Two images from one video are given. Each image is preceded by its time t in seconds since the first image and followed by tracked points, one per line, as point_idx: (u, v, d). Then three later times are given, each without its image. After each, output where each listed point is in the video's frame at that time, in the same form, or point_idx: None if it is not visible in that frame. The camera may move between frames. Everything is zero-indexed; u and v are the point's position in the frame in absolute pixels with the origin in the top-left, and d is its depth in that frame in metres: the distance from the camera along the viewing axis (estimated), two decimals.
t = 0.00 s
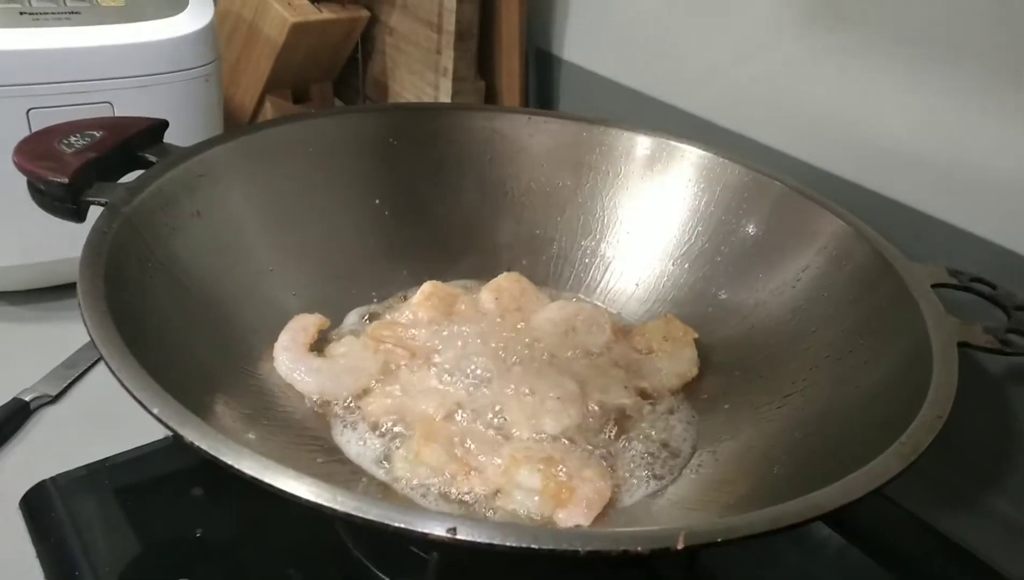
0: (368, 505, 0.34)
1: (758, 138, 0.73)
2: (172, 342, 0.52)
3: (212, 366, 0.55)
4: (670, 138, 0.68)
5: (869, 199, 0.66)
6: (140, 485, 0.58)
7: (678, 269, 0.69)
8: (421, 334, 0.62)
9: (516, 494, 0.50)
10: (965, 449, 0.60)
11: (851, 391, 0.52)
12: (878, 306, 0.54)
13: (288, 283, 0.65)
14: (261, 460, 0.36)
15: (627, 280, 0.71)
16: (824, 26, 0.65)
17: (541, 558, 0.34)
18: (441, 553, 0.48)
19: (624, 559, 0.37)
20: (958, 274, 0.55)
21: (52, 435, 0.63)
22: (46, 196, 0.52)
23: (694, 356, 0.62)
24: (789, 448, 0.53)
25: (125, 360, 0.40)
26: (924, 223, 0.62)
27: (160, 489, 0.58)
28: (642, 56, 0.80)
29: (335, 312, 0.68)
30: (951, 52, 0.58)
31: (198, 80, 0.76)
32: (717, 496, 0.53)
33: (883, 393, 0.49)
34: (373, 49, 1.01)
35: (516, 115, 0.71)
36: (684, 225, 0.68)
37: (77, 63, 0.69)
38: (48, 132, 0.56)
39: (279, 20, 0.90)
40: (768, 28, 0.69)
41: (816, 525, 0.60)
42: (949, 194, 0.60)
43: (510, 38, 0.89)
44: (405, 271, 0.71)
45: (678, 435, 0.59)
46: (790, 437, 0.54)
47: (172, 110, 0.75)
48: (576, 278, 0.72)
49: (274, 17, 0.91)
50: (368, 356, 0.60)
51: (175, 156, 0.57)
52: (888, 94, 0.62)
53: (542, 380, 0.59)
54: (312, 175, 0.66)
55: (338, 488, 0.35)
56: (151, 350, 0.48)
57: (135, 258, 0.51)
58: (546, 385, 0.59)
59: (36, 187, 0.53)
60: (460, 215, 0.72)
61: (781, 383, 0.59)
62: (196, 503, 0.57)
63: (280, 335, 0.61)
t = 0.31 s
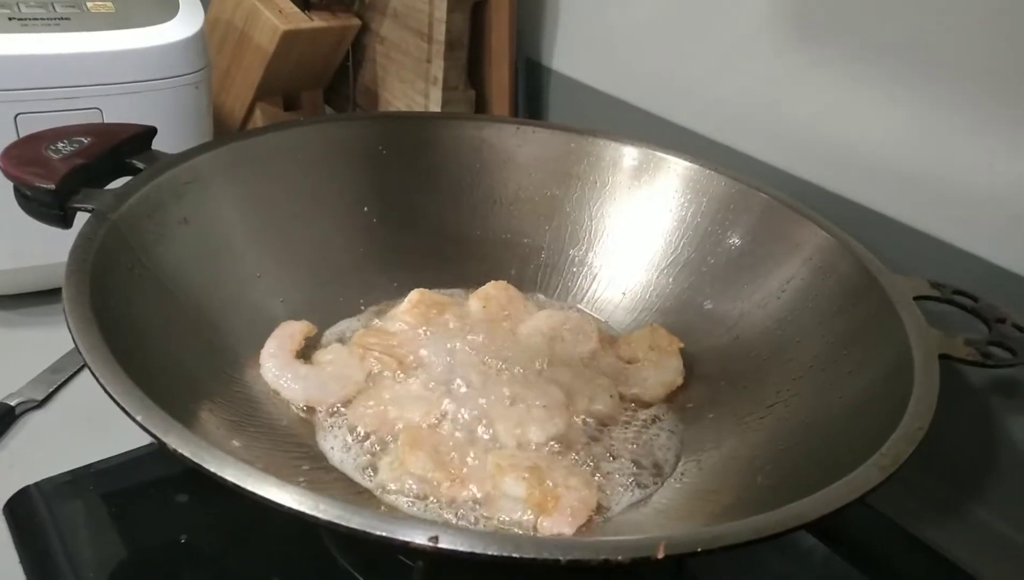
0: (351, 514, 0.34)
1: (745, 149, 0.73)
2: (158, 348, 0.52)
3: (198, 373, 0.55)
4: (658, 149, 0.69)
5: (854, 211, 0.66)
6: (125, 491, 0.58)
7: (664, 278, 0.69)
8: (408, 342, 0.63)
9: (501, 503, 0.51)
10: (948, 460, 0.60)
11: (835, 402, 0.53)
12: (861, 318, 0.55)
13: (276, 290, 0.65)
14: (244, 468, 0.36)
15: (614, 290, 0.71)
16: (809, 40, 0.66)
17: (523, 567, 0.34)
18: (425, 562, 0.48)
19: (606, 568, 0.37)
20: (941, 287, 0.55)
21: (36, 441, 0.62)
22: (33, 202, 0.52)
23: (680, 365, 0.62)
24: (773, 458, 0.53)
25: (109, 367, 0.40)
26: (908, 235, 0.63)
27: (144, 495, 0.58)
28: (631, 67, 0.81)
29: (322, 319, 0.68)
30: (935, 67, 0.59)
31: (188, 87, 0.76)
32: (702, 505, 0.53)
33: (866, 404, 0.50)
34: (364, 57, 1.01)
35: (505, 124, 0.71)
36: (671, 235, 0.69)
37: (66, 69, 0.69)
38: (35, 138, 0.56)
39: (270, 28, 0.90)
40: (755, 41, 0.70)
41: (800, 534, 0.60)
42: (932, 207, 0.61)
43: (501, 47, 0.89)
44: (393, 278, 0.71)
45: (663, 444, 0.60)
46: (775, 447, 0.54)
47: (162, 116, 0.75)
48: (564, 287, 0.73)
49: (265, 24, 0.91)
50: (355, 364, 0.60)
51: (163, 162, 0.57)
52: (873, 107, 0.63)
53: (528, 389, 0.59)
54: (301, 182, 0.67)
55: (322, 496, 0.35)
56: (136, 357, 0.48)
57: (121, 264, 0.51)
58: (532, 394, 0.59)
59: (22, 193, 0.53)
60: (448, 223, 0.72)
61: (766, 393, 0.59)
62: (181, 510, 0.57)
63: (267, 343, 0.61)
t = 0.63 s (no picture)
0: (348, 508, 0.34)
1: (745, 148, 0.73)
2: (157, 345, 0.52)
3: (196, 370, 0.55)
4: (656, 147, 0.69)
5: (853, 209, 0.66)
6: (123, 489, 0.58)
7: (663, 277, 0.69)
8: (406, 340, 0.63)
9: (500, 499, 0.51)
10: (948, 457, 0.60)
11: (833, 398, 0.53)
12: (860, 315, 0.55)
13: (274, 288, 0.65)
14: (242, 463, 0.36)
15: (613, 288, 0.71)
16: (808, 37, 0.66)
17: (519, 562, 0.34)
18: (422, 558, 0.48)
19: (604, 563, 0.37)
20: (940, 283, 0.55)
21: (34, 439, 0.62)
22: (30, 199, 0.52)
23: (679, 363, 0.62)
24: (772, 455, 0.53)
25: (106, 363, 0.40)
26: (907, 232, 0.63)
27: (143, 494, 0.58)
28: (631, 66, 0.81)
29: (320, 318, 0.68)
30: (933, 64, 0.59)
31: (187, 85, 0.76)
32: (701, 502, 0.53)
33: (865, 400, 0.50)
34: (364, 57, 1.01)
35: (504, 123, 0.71)
36: (670, 233, 0.68)
37: (65, 68, 0.69)
38: (33, 135, 0.56)
39: (269, 27, 0.90)
40: (755, 40, 0.70)
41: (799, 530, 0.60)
42: (932, 205, 0.61)
43: (500, 46, 0.89)
44: (392, 277, 0.71)
45: (662, 442, 0.59)
46: (774, 444, 0.54)
47: (160, 115, 0.75)
48: (563, 286, 0.73)
49: (264, 23, 0.91)
50: (354, 362, 0.60)
51: (161, 160, 0.57)
52: (872, 105, 0.63)
53: (526, 387, 0.59)
54: (299, 180, 0.67)
55: (319, 490, 0.35)
56: (135, 353, 0.48)
57: (119, 260, 0.51)
58: (531, 391, 0.59)
59: (20, 190, 0.53)
60: (447, 221, 0.72)
61: (765, 390, 0.59)
62: (180, 507, 0.57)
63: (266, 340, 0.61)
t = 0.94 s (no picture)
0: (358, 492, 0.34)
1: (748, 134, 0.73)
2: (165, 334, 0.52)
3: (204, 358, 0.55)
4: (660, 133, 0.69)
5: (857, 194, 0.66)
6: (131, 478, 0.58)
7: (668, 263, 0.69)
8: (412, 328, 0.63)
9: (507, 485, 0.51)
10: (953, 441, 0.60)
11: (839, 382, 0.53)
12: (865, 300, 0.55)
13: (279, 276, 0.66)
14: (252, 449, 0.36)
15: (618, 275, 0.71)
16: (812, 21, 0.65)
17: (529, 545, 0.34)
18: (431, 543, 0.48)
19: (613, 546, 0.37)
20: (946, 267, 0.55)
21: (43, 429, 0.63)
22: (37, 189, 0.52)
23: (684, 349, 0.62)
24: (778, 439, 0.54)
25: (116, 351, 0.41)
26: (912, 217, 0.63)
27: (151, 482, 0.58)
28: (633, 52, 0.81)
29: (326, 306, 0.68)
30: (938, 48, 0.58)
31: (190, 75, 0.76)
32: (707, 486, 0.53)
33: (871, 384, 0.50)
34: (366, 45, 1.01)
35: (507, 110, 0.71)
36: (674, 219, 0.68)
37: (68, 58, 0.69)
38: (38, 125, 0.57)
39: (271, 16, 0.90)
40: (758, 24, 0.69)
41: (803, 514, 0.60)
42: (936, 189, 0.61)
43: (502, 33, 0.89)
44: (396, 265, 0.71)
45: (668, 428, 0.60)
46: (779, 429, 0.54)
47: (164, 105, 0.75)
48: (567, 273, 0.73)
49: (266, 12, 0.91)
50: (360, 350, 0.60)
51: (166, 149, 0.58)
52: (877, 89, 0.63)
53: (532, 373, 0.59)
54: (303, 169, 0.67)
55: (330, 476, 0.35)
56: (143, 341, 0.48)
57: (126, 249, 0.52)
58: (537, 378, 0.59)
59: (26, 180, 0.53)
60: (451, 209, 0.72)
61: (770, 375, 0.59)
62: (189, 496, 0.57)
63: (273, 328, 0.61)
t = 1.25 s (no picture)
0: (359, 500, 0.35)
1: (746, 142, 0.74)
2: (165, 341, 0.52)
3: (204, 365, 0.55)
4: (658, 142, 0.69)
5: (854, 202, 0.67)
6: (131, 485, 0.58)
7: (666, 270, 0.69)
8: (411, 335, 0.63)
9: (505, 492, 0.51)
10: (949, 449, 0.61)
11: (836, 390, 0.53)
12: (862, 308, 0.55)
13: (279, 284, 0.66)
14: (253, 456, 0.36)
15: (616, 282, 0.72)
16: (809, 31, 0.66)
17: (529, 552, 0.34)
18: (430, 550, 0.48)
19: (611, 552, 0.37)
20: (941, 275, 0.56)
21: (42, 436, 0.63)
22: (38, 196, 0.53)
23: (682, 356, 0.62)
24: (775, 446, 0.54)
25: (117, 358, 0.41)
26: (908, 225, 0.63)
27: (151, 489, 0.58)
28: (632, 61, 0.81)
29: (325, 313, 0.68)
30: (934, 57, 0.59)
31: (190, 82, 0.76)
32: (705, 493, 0.54)
33: (867, 392, 0.50)
34: (365, 53, 1.01)
35: (506, 118, 0.71)
36: (672, 227, 0.69)
37: (69, 65, 0.70)
38: (40, 132, 0.57)
39: (271, 23, 0.91)
40: (756, 33, 0.70)
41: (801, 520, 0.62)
42: (933, 198, 0.61)
43: (501, 41, 0.89)
44: (395, 272, 0.72)
45: (665, 435, 0.60)
46: (776, 437, 0.55)
47: (164, 112, 0.76)
48: (566, 280, 0.73)
49: (266, 20, 0.91)
50: (359, 357, 0.60)
51: (166, 157, 0.58)
52: (873, 98, 0.63)
53: (530, 380, 0.60)
54: (303, 176, 0.67)
55: (330, 483, 0.36)
56: (144, 349, 0.49)
57: (127, 256, 0.52)
58: (536, 385, 0.59)
59: (28, 187, 0.53)
60: (450, 216, 0.72)
61: (767, 382, 0.60)
62: (188, 503, 0.58)
63: (272, 335, 0.61)
